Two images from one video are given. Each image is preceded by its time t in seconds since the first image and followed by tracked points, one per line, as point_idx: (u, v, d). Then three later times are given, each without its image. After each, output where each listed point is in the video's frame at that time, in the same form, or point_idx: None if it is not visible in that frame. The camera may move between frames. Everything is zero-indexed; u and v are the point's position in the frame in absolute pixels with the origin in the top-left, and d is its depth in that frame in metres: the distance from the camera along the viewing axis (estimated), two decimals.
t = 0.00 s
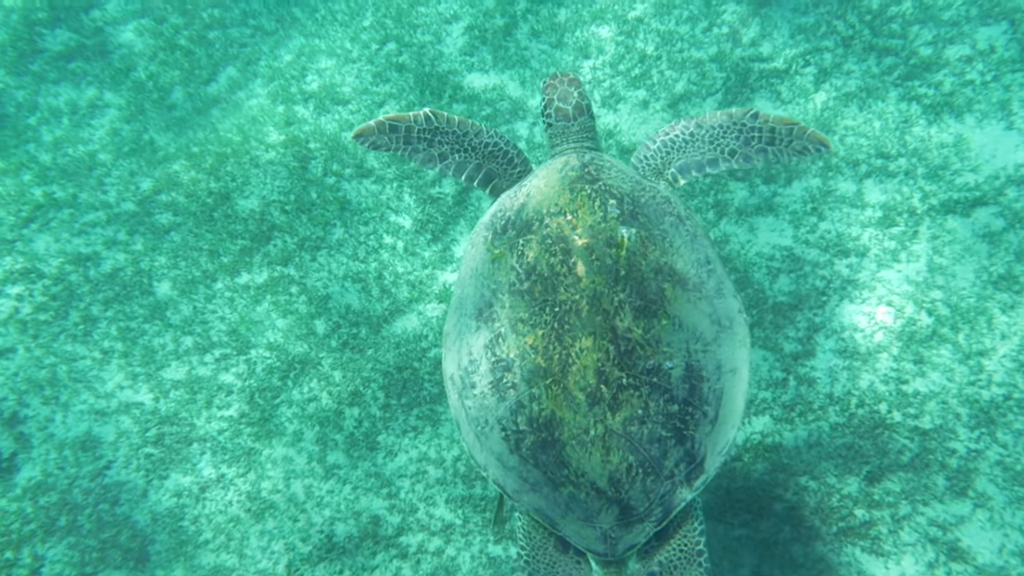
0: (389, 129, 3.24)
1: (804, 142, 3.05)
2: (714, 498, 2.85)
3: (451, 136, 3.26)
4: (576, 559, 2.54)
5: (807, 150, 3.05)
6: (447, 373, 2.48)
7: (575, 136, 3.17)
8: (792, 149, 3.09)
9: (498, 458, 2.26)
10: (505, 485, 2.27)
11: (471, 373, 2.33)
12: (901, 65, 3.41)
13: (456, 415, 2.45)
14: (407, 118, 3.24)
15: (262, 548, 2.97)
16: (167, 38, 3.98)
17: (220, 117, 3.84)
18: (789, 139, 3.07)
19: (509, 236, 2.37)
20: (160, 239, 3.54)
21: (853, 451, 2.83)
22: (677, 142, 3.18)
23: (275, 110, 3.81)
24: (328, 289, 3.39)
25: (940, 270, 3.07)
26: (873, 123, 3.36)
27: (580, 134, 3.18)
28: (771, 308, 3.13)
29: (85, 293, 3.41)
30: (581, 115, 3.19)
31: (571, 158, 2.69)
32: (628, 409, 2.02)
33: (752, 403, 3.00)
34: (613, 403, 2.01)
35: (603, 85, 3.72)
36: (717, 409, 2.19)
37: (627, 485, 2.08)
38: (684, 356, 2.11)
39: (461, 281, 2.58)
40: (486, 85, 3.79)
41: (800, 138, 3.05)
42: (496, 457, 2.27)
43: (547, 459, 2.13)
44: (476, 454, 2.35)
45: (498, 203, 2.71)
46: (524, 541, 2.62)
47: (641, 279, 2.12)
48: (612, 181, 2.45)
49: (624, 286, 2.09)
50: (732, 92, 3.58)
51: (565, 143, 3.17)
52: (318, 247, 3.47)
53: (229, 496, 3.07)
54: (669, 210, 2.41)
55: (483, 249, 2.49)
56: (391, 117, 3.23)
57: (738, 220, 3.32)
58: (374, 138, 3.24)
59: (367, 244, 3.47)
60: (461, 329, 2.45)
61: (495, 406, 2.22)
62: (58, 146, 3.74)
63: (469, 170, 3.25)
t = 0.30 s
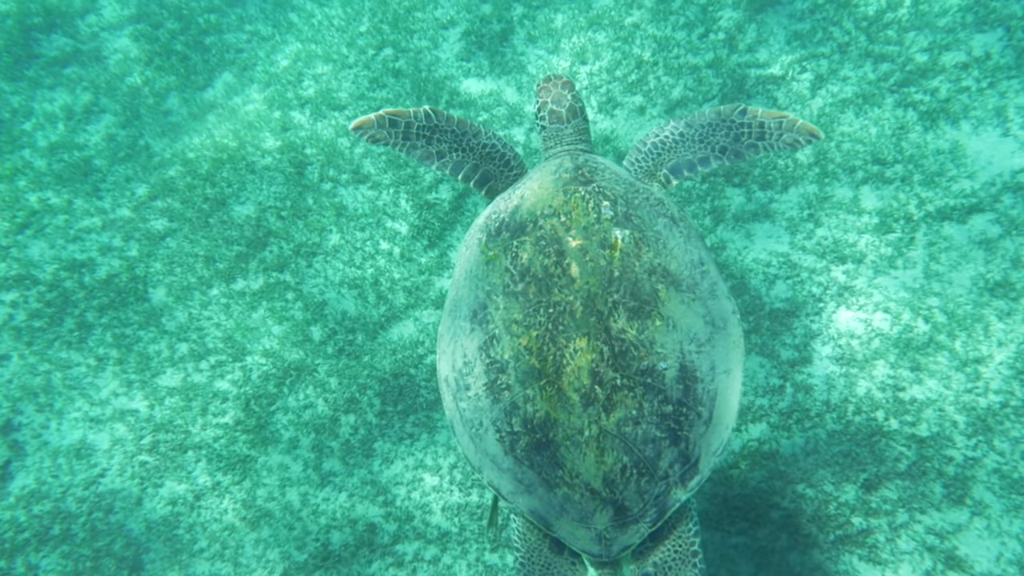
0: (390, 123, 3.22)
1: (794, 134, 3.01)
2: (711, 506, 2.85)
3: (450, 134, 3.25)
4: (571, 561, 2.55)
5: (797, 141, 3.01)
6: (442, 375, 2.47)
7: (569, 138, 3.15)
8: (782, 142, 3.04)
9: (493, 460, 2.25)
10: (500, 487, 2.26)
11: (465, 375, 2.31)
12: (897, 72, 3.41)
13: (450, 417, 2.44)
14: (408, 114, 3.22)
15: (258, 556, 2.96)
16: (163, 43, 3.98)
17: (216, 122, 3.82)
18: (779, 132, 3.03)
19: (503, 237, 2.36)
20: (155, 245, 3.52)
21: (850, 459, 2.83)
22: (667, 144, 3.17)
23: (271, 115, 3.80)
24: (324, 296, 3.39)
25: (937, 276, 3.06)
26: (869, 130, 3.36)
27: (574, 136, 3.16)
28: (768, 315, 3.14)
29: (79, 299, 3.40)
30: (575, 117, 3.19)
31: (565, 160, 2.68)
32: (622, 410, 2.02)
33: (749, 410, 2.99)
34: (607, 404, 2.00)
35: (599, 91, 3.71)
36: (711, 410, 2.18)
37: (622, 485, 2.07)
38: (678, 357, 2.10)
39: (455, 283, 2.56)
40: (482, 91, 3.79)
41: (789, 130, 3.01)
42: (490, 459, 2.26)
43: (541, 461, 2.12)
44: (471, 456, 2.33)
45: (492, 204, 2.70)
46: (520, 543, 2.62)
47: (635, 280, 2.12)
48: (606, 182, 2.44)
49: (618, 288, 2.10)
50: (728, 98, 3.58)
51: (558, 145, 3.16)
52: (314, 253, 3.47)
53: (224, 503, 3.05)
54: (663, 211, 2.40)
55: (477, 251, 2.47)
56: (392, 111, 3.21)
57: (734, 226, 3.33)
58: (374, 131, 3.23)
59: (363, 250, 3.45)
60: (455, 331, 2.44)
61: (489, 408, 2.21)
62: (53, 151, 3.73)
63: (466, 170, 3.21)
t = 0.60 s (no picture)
0: (388, 118, 3.17)
1: (783, 127, 2.96)
2: (707, 513, 2.86)
3: (448, 133, 3.21)
4: (565, 561, 2.54)
5: (786, 133, 2.96)
6: (436, 377, 2.46)
7: (562, 140, 3.15)
8: (771, 136, 3.01)
9: (487, 461, 2.25)
10: (494, 488, 2.26)
11: (459, 377, 2.31)
12: (893, 78, 3.41)
13: (444, 418, 2.43)
14: (407, 110, 3.18)
15: (253, 564, 2.95)
16: (158, 48, 3.98)
17: (211, 127, 3.80)
18: (768, 126, 2.99)
19: (496, 239, 2.35)
20: (149, 251, 3.51)
21: (846, 466, 2.83)
22: (656, 144, 3.15)
23: (266, 120, 3.78)
24: (319, 302, 3.37)
25: (932, 283, 3.07)
26: (864, 136, 3.36)
27: (567, 138, 3.17)
28: (764, 321, 3.15)
29: (73, 306, 3.38)
30: (568, 119, 3.18)
31: (557, 163, 2.68)
32: (616, 411, 2.02)
33: (745, 416, 2.98)
34: (601, 404, 2.00)
35: (595, 96, 3.70)
36: (704, 410, 2.18)
37: (615, 486, 2.07)
38: (671, 357, 2.10)
39: (449, 285, 2.56)
40: (478, 96, 3.79)
41: (778, 124, 2.97)
42: (485, 460, 2.26)
43: (536, 461, 2.12)
44: (465, 457, 2.33)
45: (485, 207, 2.69)
46: (513, 545, 2.61)
47: (628, 281, 2.12)
48: (599, 184, 2.43)
49: (611, 288, 2.09)
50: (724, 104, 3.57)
51: (551, 148, 3.16)
52: (309, 259, 3.46)
53: (219, 512, 3.04)
54: (656, 212, 2.40)
55: (471, 253, 2.47)
56: (391, 107, 3.16)
57: (731, 232, 3.32)
58: (371, 125, 3.16)
59: (359, 256, 3.45)
60: (449, 333, 2.43)
61: (483, 409, 2.21)
62: (47, 157, 3.71)
63: (462, 169, 3.23)
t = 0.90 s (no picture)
0: (386, 113, 3.17)
1: (769, 120, 3.02)
2: (703, 521, 2.85)
3: (444, 132, 3.27)
4: (558, 562, 2.54)
5: (774, 126, 3.02)
6: (429, 379, 2.46)
7: (554, 142, 3.16)
8: (758, 129, 3.06)
9: (480, 462, 2.25)
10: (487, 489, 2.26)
11: (452, 379, 2.30)
12: (887, 83, 3.42)
13: (437, 420, 2.43)
14: (405, 106, 3.21)
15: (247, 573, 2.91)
16: (152, 53, 3.97)
17: (204, 132, 3.77)
18: (754, 120, 3.05)
19: (489, 240, 2.35)
20: (143, 256, 3.49)
21: (841, 473, 2.82)
22: (644, 145, 3.19)
23: (260, 125, 3.76)
24: (314, 308, 3.37)
25: (927, 289, 3.07)
26: (859, 141, 3.36)
27: (559, 140, 3.17)
28: (758, 327, 3.15)
29: (66, 312, 3.36)
30: (560, 121, 3.20)
31: (549, 165, 2.69)
32: (609, 411, 2.01)
33: (741, 423, 2.97)
34: (594, 405, 2.00)
35: (590, 101, 3.70)
36: (697, 410, 2.20)
37: (609, 486, 2.06)
38: (663, 358, 2.11)
39: (442, 287, 2.55)
40: (473, 101, 3.80)
41: (765, 117, 3.02)
42: (478, 461, 2.26)
43: (528, 463, 2.11)
44: (458, 459, 2.33)
45: (477, 209, 2.69)
46: (507, 546, 2.63)
47: (621, 282, 2.12)
48: (591, 185, 2.43)
49: (604, 289, 2.09)
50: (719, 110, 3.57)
51: (544, 149, 3.15)
52: (303, 265, 3.44)
53: (213, 520, 3.01)
54: (648, 214, 2.41)
55: (464, 255, 2.46)
56: (390, 101, 3.17)
57: (725, 238, 3.33)
58: (369, 118, 3.15)
59: (353, 261, 3.43)
60: (442, 335, 2.43)
61: (476, 411, 2.20)
62: (39, 162, 3.70)
63: (457, 168, 3.22)
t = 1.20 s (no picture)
0: (383, 107, 3.18)
1: (756, 113, 3.04)
2: (697, 530, 2.85)
3: (440, 131, 3.25)
4: (551, 564, 2.53)
5: (760, 119, 3.03)
6: (421, 381, 2.45)
7: (546, 144, 3.16)
8: (745, 123, 3.08)
9: (472, 464, 2.25)
10: (479, 490, 2.26)
11: (444, 380, 2.29)
12: (879, 90, 3.42)
13: (429, 422, 2.42)
14: (402, 102, 3.21)
15: None
16: (144, 58, 3.96)
17: (197, 138, 3.75)
18: (740, 115, 3.07)
19: (480, 242, 2.34)
20: (134, 263, 3.47)
21: (836, 482, 2.82)
22: (633, 146, 3.18)
23: (253, 131, 3.74)
24: (307, 315, 3.35)
25: (921, 296, 3.08)
26: (851, 148, 3.36)
27: (550, 143, 3.17)
28: (752, 334, 3.16)
29: (56, 319, 3.33)
30: (551, 124, 3.20)
31: (540, 167, 2.68)
32: (600, 412, 2.00)
33: (735, 431, 2.98)
34: (586, 406, 1.99)
35: (583, 107, 3.70)
36: (688, 412, 2.21)
37: (601, 488, 2.06)
38: (655, 359, 2.11)
39: (434, 289, 2.54)
40: (466, 106, 3.80)
41: (751, 110, 3.04)
42: (470, 463, 2.26)
43: (520, 464, 2.11)
44: (450, 461, 2.33)
45: (469, 211, 2.68)
46: (499, 548, 2.63)
47: (612, 283, 2.11)
48: (582, 187, 2.43)
49: (595, 290, 2.07)
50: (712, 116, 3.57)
51: (535, 151, 3.15)
52: (296, 271, 3.43)
53: (204, 529, 2.99)
54: (639, 216, 2.41)
55: (455, 256, 2.45)
56: (389, 96, 3.18)
57: (719, 244, 3.34)
58: (366, 111, 3.17)
59: (346, 268, 3.42)
60: (434, 337, 2.42)
61: (468, 412, 2.20)
62: (30, 168, 3.67)
63: (451, 168, 3.22)
